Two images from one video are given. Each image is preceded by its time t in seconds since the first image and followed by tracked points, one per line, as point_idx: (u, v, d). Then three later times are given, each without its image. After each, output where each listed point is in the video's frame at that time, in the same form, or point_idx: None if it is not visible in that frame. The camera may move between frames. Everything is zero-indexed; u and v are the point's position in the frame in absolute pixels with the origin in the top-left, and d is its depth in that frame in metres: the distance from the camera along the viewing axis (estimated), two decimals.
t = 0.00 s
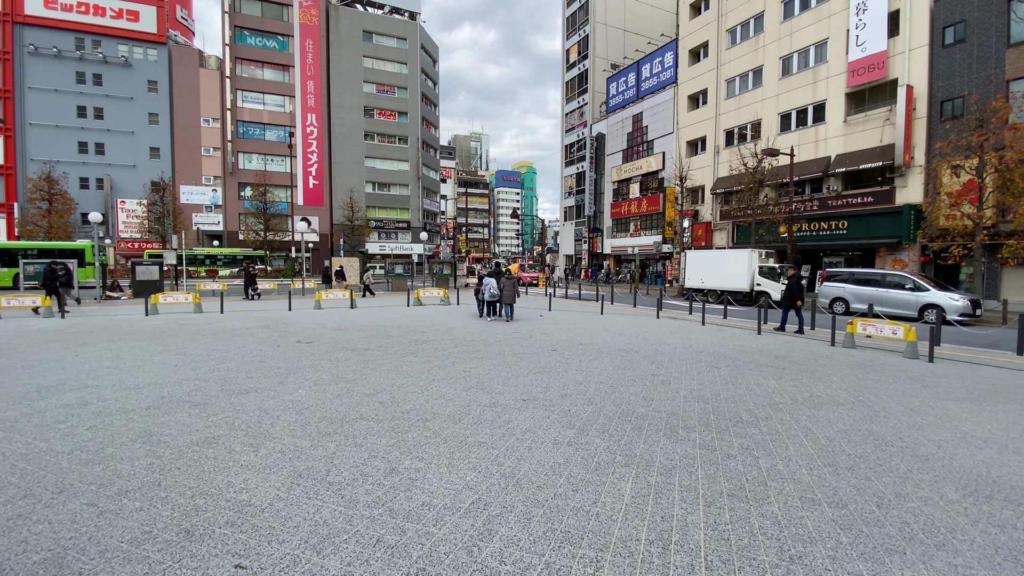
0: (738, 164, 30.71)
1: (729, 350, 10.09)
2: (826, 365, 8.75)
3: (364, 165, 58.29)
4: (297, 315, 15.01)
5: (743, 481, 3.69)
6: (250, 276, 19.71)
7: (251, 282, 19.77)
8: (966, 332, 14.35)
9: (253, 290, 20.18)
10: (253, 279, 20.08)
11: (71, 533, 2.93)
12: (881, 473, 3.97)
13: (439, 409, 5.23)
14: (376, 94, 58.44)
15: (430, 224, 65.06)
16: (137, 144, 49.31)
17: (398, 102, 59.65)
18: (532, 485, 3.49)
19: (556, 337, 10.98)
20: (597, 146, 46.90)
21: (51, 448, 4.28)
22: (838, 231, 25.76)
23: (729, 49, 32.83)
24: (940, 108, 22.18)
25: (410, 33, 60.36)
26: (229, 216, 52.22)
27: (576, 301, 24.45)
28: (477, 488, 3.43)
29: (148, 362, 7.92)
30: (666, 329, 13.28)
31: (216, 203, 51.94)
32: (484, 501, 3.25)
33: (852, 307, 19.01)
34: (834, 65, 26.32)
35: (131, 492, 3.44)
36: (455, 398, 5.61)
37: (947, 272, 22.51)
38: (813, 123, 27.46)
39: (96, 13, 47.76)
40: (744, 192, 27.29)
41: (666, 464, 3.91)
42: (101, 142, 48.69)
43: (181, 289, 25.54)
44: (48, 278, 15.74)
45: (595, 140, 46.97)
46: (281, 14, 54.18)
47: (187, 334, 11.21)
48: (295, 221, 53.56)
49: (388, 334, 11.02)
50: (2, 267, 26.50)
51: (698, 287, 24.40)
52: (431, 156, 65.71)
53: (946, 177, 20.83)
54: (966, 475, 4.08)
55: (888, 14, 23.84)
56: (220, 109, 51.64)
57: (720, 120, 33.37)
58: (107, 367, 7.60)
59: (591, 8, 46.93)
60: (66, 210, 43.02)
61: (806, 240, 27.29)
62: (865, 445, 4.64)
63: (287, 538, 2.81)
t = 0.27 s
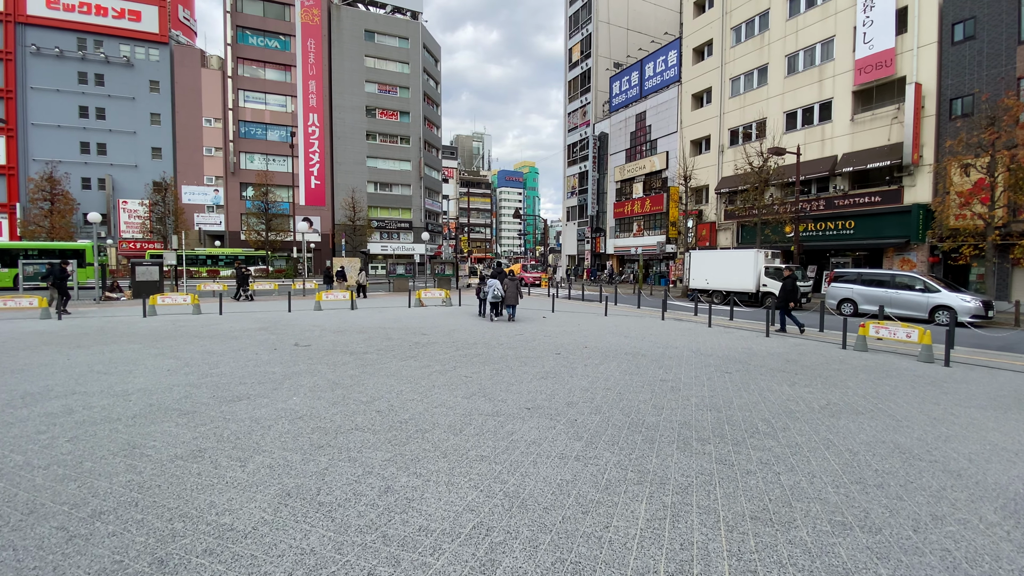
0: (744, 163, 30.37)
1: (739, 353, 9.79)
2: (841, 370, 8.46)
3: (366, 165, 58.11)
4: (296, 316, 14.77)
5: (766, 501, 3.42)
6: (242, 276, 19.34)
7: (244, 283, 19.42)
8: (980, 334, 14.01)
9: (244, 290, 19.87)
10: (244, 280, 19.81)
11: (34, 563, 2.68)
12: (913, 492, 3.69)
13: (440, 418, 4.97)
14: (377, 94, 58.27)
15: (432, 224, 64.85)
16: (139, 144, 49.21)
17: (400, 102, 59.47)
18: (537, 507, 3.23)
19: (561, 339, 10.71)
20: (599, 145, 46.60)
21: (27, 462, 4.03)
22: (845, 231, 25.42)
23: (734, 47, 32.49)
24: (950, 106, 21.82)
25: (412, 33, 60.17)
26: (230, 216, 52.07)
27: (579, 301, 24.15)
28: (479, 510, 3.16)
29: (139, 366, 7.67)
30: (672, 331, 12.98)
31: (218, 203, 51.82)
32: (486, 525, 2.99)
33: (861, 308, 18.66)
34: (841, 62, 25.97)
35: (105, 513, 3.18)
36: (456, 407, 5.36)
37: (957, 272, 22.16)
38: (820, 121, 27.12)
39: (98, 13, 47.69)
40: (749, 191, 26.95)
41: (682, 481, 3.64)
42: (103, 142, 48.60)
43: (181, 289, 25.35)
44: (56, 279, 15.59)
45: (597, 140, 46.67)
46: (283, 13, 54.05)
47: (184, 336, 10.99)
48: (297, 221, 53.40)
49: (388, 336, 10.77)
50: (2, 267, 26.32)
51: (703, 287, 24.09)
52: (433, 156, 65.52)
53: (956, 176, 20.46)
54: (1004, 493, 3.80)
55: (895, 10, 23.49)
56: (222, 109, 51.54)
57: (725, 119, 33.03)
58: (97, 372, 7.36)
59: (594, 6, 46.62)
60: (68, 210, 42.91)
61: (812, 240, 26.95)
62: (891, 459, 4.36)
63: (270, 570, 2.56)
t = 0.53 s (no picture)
0: (747, 162, 30.08)
1: (746, 355, 9.54)
2: (852, 373, 8.19)
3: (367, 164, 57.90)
4: (294, 316, 14.53)
5: (787, 519, 3.15)
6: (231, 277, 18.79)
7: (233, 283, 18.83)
8: (990, 335, 13.72)
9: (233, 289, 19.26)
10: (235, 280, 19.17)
11: None
12: (944, 508, 3.43)
13: (436, 425, 4.71)
14: (378, 93, 58.07)
15: (433, 224, 64.64)
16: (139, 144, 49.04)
17: (401, 102, 59.26)
18: (539, 526, 2.97)
19: (563, 341, 10.45)
20: (601, 144, 46.33)
21: None
22: (850, 230, 25.13)
23: (737, 45, 32.21)
24: (956, 104, 21.53)
25: (413, 32, 59.98)
26: (230, 216, 51.89)
27: (581, 302, 23.90)
28: (475, 530, 2.91)
29: (128, 369, 7.41)
30: (676, 332, 12.72)
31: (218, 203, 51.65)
32: (484, 547, 2.73)
33: (867, 309, 18.36)
34: (846, 60, 25.69)
35: (70, 533, 2.93)
36: (453, 413, 5.10)
37: (964, 272, 21.87)
38: (824, 119, 26.83)
39: (98, 12, 47.53)
40: (753, 190, 26.65)
41: (695, 496, 3.38)
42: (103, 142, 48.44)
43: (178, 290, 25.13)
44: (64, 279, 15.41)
45: (599, 139, 46.41)
46: (283, 13, 53.87)
47: (177, 337, 10.73)
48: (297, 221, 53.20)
49: (385, 337, 10.53)
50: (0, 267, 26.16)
51: (706, 287, 23.79)
52: (433, 155, 65.28)
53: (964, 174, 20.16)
54: None
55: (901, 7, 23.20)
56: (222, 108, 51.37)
57: (728, 118, 32.75)
58: (83, 375, 7.10)
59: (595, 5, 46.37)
60: (67, 210, 42.75)
61: (817, 240, 26.66)
62: (916, 469, 4.10)
63: None
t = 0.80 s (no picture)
0: (749, 161, 29.78)
1: (752, 358, 9.24)
2: (863, 377, 7.90)
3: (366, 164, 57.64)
4: (289, 318, 14.23)
5: (809, 545, 2.87)
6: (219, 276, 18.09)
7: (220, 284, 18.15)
8: (999, 337, 13.44)
9: (220, 288, 18.44)
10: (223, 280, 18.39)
11: None
12: (979, 531, 3.14)
13: (428, 437, 4.42)
14: (377, 92, 57.82)
15: (433, 224, 64.39)
16: (137, 143, 48.79)
17: (400, 101, 59.00)
18: (538, 555, 2.68)
19: (564, 343, 10.16)
20: (601, 144, 46.04)
21: None
22: (854, 229, 24.85)
23: (738, 43, 31.92)
24: (962, 101, 21.23)
25: (412, 31, 59.74)
26: (229, 216, 51.65)
27: (581, 302, 23.62)
28: (467, 559, 2.63)
29: (111, 374, 7.12)
30: (679, 334, 12.43)
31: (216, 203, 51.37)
32: None
33: (873, 310, 18.05)
34: (849, 58, 25.39)
35: (17, 563, 2.65)
36: (447, 422, 4.83)
37: (970, 272, 21.59)
38: (827, 118, 26.53)
39: (96, 11, 47.26)
40: (756, 189, 26.32)
41: (707, 518, 3.10)
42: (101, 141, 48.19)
43: (175, 290, 24.84)
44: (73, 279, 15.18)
45: (600, 138, 46.11)
46: (282, 11, 53.61)
47: (167, 339, 10.45)
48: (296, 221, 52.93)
49: (381, 339, 10.25)
50: None
51: (708, 288, 23.50)
52: (433, 155, 65.00)
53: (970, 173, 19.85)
54: None
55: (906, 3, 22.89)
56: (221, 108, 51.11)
57: (729, 116, 32.44)
58: (64, 380, 6.81)
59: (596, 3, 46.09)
60: (65, 210, 42.51)
61: (820, 240, 26.34)
62: (943, 486, 3.81)
63: None
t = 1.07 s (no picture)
0: (750, 160, 29.51)
1: (757, 361, 8.99)
2: (873, 381, 7.63)
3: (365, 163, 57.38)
4: (283, 319, 13.98)
5: None
6: (205, 277, 17.76)
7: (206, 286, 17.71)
8: (1006, 339, 13.20)
9: (205, 290, 17.80)
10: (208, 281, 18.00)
11: None
12: (1016, 556, 2.88)
13: (420, 448, 4.17)
14: (376, 91, 57.57)
15: (432, 224, 64.13)
16: (135, 143, 48.53)
17: (399, 100, 58.74)
18: None
19: (564, 345, 9.90)
20: (601, 143, 45.81)
21: None
22: (857, 229, 24.62)
23: (740, 41, 31.65)
24: (966, 100, 20.98)
25: (412, 30, 59.47)
26: (227, 216, 51.40)
27: (582, 303, 23.34)
28: None
29: (94, 378, 6.87)
30: (681, 336, 12.19)
31: (215, 203, 51.06)
32: None
33: (877, 311, 17.81)
34: (852, 56, 25.14)
35: None
36: (441, 432, 4.56)
37: (974, 272, 21.34)
38: (829, 116, 26.28)
39: (93, 10, 47.00)
40: (757, 188, 26.05)
41: (719, 543, 2.86)
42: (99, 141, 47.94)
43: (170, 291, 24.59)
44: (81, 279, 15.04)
45: (600, 137, 45.85)
46: (280, 10, 53.37)
47: (157, 341, 10.20)
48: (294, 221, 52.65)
49: (376, 342, 10.00)
50: None
51: (710, 288, 23.26)
52: (433, 154, 64.75)
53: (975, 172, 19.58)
54: None
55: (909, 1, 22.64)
56: (219, 107, 50.85)
57: (730, 115, 32.18)
58: (44, 385, 6.56)
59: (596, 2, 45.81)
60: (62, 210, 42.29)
61: (822, 239, 26.08)
62: (969, 503, 3.56)
63: None
